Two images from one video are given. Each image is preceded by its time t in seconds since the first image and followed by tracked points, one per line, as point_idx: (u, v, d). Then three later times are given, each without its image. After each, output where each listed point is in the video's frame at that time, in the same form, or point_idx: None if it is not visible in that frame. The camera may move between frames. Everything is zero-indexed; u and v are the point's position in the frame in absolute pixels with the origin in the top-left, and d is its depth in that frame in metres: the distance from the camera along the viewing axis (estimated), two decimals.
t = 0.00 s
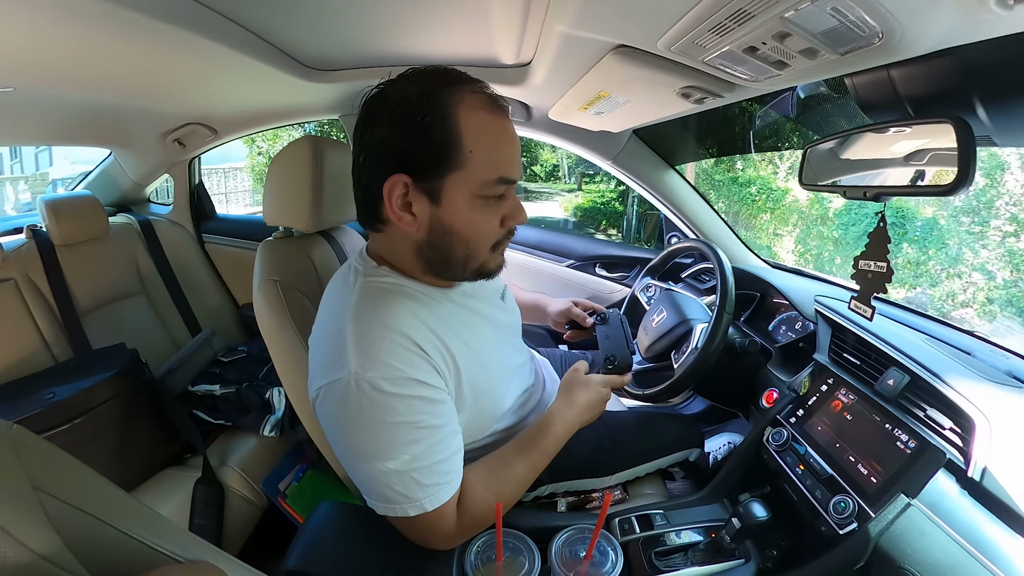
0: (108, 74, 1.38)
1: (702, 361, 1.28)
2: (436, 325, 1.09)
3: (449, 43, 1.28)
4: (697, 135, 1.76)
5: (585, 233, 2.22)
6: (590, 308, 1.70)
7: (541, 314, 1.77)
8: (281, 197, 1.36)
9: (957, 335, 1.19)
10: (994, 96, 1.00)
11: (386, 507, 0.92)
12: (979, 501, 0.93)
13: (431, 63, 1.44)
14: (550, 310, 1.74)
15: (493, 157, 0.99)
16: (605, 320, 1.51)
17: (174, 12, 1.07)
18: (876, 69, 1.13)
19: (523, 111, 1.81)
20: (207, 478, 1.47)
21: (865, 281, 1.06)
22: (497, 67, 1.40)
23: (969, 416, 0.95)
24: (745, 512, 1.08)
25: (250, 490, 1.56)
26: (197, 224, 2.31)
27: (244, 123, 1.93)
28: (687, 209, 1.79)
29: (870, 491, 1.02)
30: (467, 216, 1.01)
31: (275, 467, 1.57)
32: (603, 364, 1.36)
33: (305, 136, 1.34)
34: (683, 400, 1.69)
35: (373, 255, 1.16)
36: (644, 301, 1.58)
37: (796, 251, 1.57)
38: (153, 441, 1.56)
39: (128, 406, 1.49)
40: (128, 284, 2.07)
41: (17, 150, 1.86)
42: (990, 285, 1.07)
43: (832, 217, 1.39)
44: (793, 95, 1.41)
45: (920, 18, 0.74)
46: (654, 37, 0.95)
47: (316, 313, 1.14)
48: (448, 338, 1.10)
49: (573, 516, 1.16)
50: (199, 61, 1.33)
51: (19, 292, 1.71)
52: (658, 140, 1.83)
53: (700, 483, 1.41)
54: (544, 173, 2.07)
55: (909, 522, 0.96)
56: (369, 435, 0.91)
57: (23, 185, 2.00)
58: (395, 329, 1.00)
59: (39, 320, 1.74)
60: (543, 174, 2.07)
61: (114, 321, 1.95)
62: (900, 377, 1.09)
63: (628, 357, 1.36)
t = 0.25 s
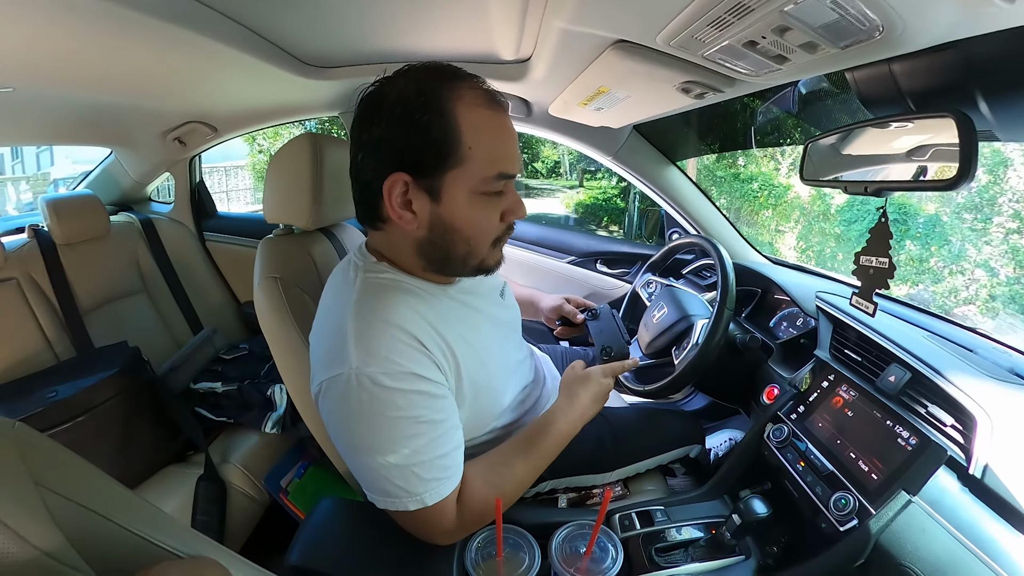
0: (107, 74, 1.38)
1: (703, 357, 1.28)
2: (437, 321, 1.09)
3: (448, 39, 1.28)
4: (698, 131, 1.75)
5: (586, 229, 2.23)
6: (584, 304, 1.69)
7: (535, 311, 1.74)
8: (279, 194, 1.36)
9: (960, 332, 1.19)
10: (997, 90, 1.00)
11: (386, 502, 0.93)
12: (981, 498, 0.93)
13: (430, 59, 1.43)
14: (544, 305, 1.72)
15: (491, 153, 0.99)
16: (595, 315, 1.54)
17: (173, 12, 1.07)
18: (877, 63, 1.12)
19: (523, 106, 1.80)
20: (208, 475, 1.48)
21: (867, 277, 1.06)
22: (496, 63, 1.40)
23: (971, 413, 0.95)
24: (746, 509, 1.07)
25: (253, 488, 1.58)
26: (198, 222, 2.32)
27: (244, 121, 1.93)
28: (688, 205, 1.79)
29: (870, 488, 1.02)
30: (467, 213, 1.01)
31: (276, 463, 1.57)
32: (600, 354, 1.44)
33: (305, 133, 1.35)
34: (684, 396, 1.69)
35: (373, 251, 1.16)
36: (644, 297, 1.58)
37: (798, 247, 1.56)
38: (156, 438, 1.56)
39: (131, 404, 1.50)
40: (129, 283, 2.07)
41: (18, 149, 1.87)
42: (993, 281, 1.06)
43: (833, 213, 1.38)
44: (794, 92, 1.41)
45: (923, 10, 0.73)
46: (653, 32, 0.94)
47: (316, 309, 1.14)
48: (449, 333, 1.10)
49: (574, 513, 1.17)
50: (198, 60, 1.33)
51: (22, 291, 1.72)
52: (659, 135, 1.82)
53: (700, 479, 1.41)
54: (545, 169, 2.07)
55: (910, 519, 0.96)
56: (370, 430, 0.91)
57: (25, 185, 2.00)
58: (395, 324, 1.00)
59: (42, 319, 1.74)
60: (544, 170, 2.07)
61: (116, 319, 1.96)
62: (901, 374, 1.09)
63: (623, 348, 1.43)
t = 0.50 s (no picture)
0: (108, 69, 1.39)
1: (704, 351, 1.27)
2: (435, 312, 1.08)
3: (447, 31, 1.27)
4: (701, 127, 1.74)
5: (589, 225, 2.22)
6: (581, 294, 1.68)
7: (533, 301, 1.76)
8: (279, 188, 1.37)
9: (963, 327, 1.17)
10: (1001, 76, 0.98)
11: (382, 494, 0.92)
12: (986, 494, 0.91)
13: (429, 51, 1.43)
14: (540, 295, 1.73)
15: (482, 138, 0.98)
16: (594, 304, 1.56)
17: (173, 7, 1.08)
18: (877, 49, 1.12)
19: (522, 99, 1.76)
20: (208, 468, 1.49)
21: (868, 267, 1.07)
22: (495, 55, 1.39)
23: (977, 408, 0.93)
24: (746, 504, 1.07)
25: (251, 480, 1.57)
26: (200, 218, 2.33)
27: (246, 116, 1.94)
28: (691, 200, 1.78)
29: (873, 484, 1.01)
30: (460, 199, 1.00)
31: (276, 457, 1.57)
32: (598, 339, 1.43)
33: (304, 126, 1.34)
34: (688, 392, 1.65)
35: (371, 242, 1.15)
36: (646, 292, 1.57)
37: (802, 244, 1.55)
38: (157, 433, 1.57)
39: (131, 398, 1.50)
40: (132, 279, 2.08)
41: (22, 148, 1.91)
42: (998, 279, 1.03)
43: (838, 210, 1.36)
44: (797, 86, 1.38)
45: None
46: (650, 21, 0.94)
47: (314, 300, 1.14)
48: (447, 325, 1.09)
49: (573, 507, 1.16)
50: (198, 54, 1.33)
51: (25, 287, 1.73)
52: (661, 128, 1.81)
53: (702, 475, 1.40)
54: (548, 167, 2.05)
55: (914, 516, 0.94)
56: (366, 420, 0.90)
57: (30, 184, 2.02)
58: (393, 315, 1.00)
59: (44, 315, 1.75)
60: (547, 168, 2.05)
61: (118, 314, 1.97)
62: (905, 368, 1.07)
63: (624, 332, 1.42)
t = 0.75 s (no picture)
0: (116, 66, 1.40)
1: (710, 347, 1.27)
2: (440, 306, 1.08)
3: (453, 25, 1.27)
4: (708, 123, 1.74)
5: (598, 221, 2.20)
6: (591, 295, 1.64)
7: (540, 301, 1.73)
8: (286, 183, 1.37)
9: (972, 325, 1.17)
10: (1010, 69, 0.97)
11: (386, 487, 0.93)
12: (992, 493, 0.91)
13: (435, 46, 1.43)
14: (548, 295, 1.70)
15: (484, 125, 0.98)
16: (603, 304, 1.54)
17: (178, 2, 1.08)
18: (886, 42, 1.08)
19: (529, 94, 1.76)
20: (214, 462, 1.50)
21: (878, 263, 1.07)
22: (502, 49, 1.39)
23: (986, 408, 0.91)
24: (751, 501, 1.06)
25: (256, 473, 1.59)
26: (207, 214, 2.34)
27: (253, 112, 1.95)
28: (698, 196, 1.77)
29: (880, 482, 1.00)
30: (463, 187, 1.00)
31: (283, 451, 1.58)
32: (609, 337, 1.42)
33: (310, 121, 1.34)
34: (693, 389, 1.65)
35: (378, 235, 1.16)
36: (653, 287, 1.56)
37: (809, 242, 1.53)
38: (164, 427, 1.58)
39: (138, 392, 1.51)
40: (140, 274, 2.10)
41: (30, 146, 1.95)
42: (1009, 278, 1.02)
43: (846, 207, 1.35)
44: (805, 81, 1.38)
45: None
46: (656, 13, 0.94)
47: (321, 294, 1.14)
48: (452, 319, 1.09)
49: (578, 502, 1.16)
50: (204, 51, 1.34)
51: (35, 282, 1.75)
52: (668, 123, 1.80)
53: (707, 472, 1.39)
54: (555, 163, 2.06)
55: (921, 515, 0.95)
56: (370, 414, 0.91)
57: (38, 181, 2.06)
58: (398, 308, 1.00)
59: (53, 310, 1.77)
60: (554, 164, 2.06)
61: (126, 309, 1.99)
62: (913, 366, 1.06)
63: (636, 329, 1.43)
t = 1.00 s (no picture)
0: (125, 65, 1.41)
1: (717, 345, 1.27)
2: (449, 302, 1.09)
3: (461, 22, 1.28)
4: (715, 119, 1.73)
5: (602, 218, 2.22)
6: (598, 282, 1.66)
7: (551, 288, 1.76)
8: (294, 180, 1.38)
9: (978, 325, 1.15)
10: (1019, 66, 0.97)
11: (395, 482, 0.93)
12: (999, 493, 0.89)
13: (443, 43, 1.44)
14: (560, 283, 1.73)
15: (477, 115, 1.00)
16: (611, 293, 1.53)
17: None
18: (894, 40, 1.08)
19: (536, 92, 1.77)
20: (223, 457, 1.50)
21: (885, 261, 1.07)
22: (509, 46, 1.39)
23: (992, 407, 0.91)
24: (757, 499, 1.06)
25: (266, 470, 1.60)
26: (214, 211, 2.35)
27: (260, 110, 1.96)
28: (705, 194, 1.77)
29: (886, 480, 1.00)
30: (457, 177, 1.01)
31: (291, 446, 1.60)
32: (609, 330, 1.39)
33: (319, 119, 1.35)
34: (699, 387, 1.68)
35: (387, 232, 1.16)
36: (659, 285, 1.57)
37: (816, 240, 1.53)
38: (173, 422, 1.59)
39: (146, 388, 1.52)
40: (148, 271, 2.11)
41: (38, 146, 1.95)
42: (1017, 277, 1.02)
43: (853, 205, 1.35)
44: (812, 79, 1.37)
45: None
46: (665, 10, 0.94)
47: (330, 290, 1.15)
48: (461, 315, 1.10)
49: (585, 498, 1.16)
50: (213, 48, 1.35)
51: (44, 280, 1.76)
52: (674, 120, 1.80)
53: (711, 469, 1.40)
54: (561, 160, 2.06)
55: (926, 514, 0.93)
56: (379, 409, 0.91)
57: (46, 180, 2.07)
58: (407, 304, 1.01)
59: (62, 306, 1.78)
60: (559, 161, 2.06)
61: (134, 306, 2.00)
62: (919, 365, 1.06)
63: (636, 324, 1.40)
